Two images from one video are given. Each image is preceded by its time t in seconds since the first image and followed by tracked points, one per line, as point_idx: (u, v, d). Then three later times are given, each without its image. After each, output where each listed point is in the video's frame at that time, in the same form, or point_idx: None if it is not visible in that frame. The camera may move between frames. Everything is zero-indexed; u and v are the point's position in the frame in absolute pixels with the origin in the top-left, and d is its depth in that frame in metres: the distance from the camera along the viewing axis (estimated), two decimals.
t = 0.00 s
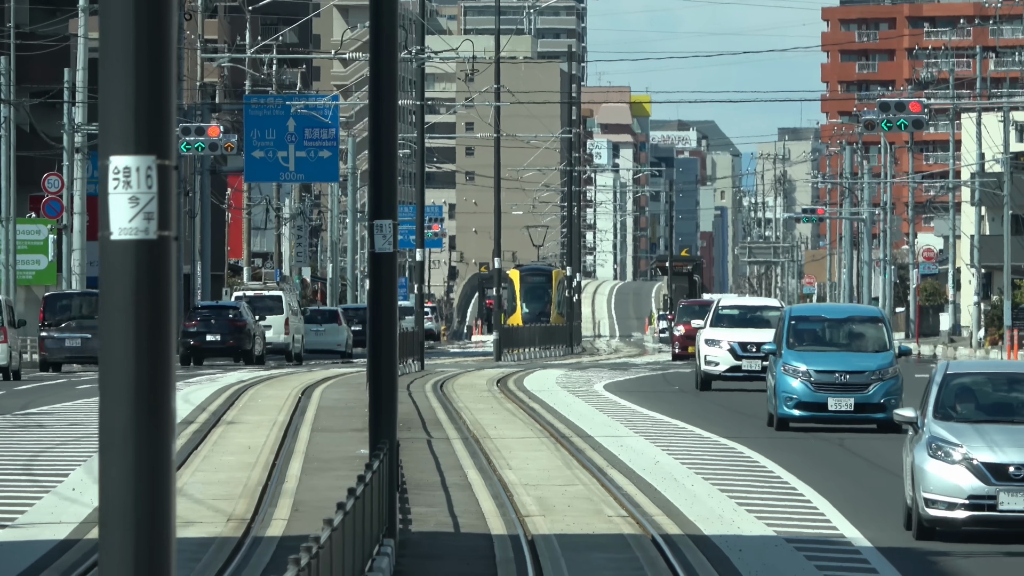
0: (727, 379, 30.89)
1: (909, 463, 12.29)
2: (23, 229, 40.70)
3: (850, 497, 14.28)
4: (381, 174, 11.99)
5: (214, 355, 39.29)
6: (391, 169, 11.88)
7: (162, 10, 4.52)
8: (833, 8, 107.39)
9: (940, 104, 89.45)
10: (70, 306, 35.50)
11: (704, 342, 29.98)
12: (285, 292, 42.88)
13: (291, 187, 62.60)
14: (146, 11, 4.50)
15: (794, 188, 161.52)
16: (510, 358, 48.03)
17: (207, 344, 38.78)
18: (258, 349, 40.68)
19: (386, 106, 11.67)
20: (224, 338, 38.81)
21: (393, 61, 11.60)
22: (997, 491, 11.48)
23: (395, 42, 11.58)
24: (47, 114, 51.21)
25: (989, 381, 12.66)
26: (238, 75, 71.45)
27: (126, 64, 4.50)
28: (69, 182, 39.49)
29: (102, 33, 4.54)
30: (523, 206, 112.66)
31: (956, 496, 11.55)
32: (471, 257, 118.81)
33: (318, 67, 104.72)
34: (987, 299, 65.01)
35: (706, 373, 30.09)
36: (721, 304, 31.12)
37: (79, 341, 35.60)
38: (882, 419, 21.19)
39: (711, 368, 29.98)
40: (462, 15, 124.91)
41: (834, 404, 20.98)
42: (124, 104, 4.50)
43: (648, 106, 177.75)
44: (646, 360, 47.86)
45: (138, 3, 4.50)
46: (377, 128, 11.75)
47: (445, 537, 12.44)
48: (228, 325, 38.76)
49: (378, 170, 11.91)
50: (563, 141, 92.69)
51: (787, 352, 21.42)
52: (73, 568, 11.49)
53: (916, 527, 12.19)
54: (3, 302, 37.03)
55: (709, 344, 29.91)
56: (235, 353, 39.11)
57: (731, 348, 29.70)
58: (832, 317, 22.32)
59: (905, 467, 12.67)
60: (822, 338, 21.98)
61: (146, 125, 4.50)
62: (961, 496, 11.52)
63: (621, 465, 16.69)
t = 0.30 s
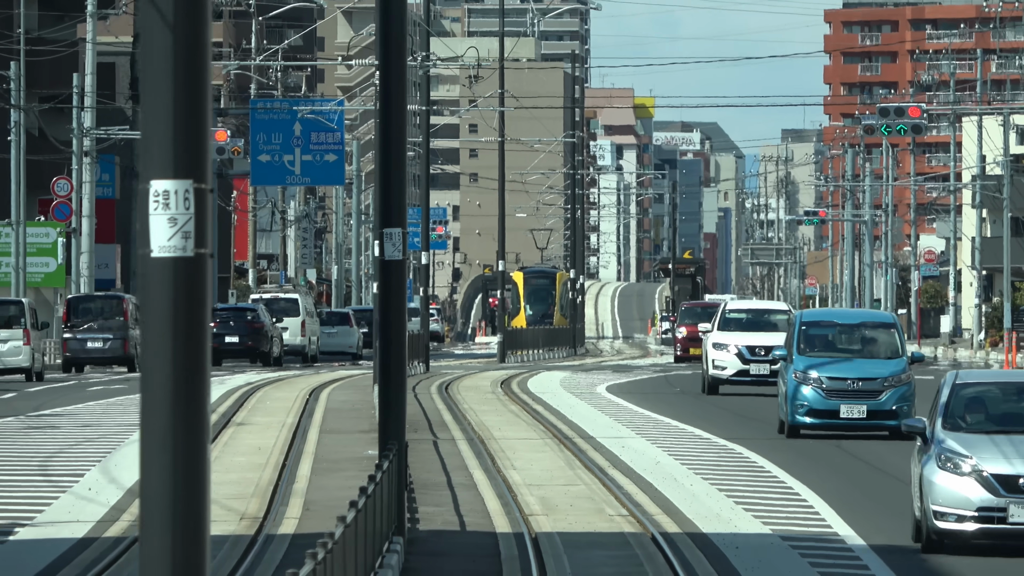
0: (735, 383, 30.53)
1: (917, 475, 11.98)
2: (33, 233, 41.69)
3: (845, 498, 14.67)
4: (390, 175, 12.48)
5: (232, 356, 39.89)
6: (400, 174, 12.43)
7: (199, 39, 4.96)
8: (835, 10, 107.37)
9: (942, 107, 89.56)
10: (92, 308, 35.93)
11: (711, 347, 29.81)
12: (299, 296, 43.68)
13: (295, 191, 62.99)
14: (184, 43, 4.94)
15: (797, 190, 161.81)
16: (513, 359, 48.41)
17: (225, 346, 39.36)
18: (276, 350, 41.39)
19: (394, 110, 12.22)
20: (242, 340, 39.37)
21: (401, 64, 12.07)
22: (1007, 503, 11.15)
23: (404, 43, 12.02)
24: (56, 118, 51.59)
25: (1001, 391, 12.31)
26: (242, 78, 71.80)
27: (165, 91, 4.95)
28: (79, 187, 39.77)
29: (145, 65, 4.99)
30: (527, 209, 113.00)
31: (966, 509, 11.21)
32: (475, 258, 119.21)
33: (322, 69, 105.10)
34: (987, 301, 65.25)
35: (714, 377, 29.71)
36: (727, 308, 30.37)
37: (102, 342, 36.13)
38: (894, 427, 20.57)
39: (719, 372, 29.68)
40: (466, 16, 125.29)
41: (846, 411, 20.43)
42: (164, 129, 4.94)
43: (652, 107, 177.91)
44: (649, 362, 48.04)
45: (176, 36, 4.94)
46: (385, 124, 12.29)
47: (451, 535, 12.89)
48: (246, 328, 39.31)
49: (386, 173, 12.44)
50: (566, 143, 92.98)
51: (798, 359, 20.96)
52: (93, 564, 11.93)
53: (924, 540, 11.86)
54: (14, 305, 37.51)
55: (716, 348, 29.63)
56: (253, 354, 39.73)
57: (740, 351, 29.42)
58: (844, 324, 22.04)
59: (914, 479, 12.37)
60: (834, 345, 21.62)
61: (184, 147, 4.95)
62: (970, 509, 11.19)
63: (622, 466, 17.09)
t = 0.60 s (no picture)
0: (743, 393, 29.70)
1: (925, 490, 11.64)
2: (39, 240, 42.33)
3: (839, 502, 15.08)
4: (398, 183, 12.95)
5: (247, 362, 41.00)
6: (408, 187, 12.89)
7: (230, 71, 5.36)
8: (836, 18, 107.62)
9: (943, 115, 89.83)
10: (111, 316, 37.60)
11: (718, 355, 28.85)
12: (314, 303, 44.67)
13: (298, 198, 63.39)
14: (216, 78, 5.34)
15: (798, 196, 162.20)
16: (516, 365, 48.88)
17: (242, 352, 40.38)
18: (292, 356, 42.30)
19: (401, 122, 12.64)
20: (258, 346, 40.32)
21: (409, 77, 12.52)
22: (1016, 519, 10.83)
23: (411, 53, 12.50)
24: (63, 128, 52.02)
25: (1010, 407, 12.00)
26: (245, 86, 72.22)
27: (198, 122, 5.35)
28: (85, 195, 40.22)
29: (179, 98, 5.40)
30: (528, 216, 113.43)
31: (974, 525, 10.88)
32: (477, 265, 119.67)
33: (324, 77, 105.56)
34: (986, 307, 65.56)
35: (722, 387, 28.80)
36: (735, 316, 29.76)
37: (121, 349, 37.70)
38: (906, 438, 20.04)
39: (727, 381, 28.81)
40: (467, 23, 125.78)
41: (857, 423, 19.90)
42: (197, 154, 5.34)
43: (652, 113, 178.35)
44: (649, 368, 48.32)
45: (208, 71, 5.34)
46: (393, 131, 12.67)
47: (457, 537, 13.32)
48: (262, 334, 40.19)
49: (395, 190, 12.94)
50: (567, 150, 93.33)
51: (807, 369, 20.38)
52: (114, 565, 12.38)
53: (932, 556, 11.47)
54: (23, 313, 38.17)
55: (724, 357, 28.91)
56: (268, 361, 40.70)
57: (747, 360, 28.69)
58: (854, 332, 21.34)
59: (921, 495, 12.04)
60: (844, 354, 20.99)
61: (215, 176, 5.35)
62: (978, 526, 10.85)
63: (623, 471, 17.51)
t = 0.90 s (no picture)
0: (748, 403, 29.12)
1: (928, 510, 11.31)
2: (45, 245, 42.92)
3: (831, 507, 15.44)
4: (404, 192, 13.41)
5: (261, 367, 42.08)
6: (413, 198, 13.37)
7: (254, 104, 5.79)
8: (835, 26, 107.84)
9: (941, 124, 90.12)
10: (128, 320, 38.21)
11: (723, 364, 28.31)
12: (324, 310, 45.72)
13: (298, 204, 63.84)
14: (242, 106, 5.77)
15: (797, 203, 162.52)
16: (515, 372, 49.34)
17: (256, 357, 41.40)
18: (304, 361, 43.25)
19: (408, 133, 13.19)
20: (271, 351, 41.23)
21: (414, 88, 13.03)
22: (1021, 540, 10.49)
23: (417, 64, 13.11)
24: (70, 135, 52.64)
25: (1014, 424, 11.77)
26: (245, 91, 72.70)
27: (224, 146, 5.78)
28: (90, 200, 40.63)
29: (207, 124, 5.83)
30: (528, 223, 113.87)
31: (978, 545, 10.53)
32: (477, 271, 120.19)
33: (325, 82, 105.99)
34: (982, 315, 65.98)
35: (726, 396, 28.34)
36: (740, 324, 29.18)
37: (136, 352, 38.58)
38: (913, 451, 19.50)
39: (731, 391, 28.29)
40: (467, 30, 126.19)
41: (863, 435, 19.42)
42: (224, 178, 5.77)
43: (652, 119, 178.81)
44: (646, 375, 48.65)
45: (234, 101, 5.78)
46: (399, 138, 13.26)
47: (459, 539, 13.73)
48: (274, 339, 41.02)
49: (401, 208, 13.39)
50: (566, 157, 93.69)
51: (814, 381, 19.94)
52: (125, 563, 12.81)
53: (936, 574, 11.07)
54: (27, 319, 38.56)
55: (728, 367, 28.20)
56: (280, 364, 41.59)
57: (752, 370, 27.94)
58: (862, 345, 20.92)
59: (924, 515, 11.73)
60: (851, 367, 20.55)
61: (242, 198, 5.76)
62: (983, 546, 10.50)
63: (619, 475, 17.91)
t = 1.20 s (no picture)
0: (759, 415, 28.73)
1: (935, 531, 10.95)
2: (51, 256, 43.53)
3: (826, 513, 15.79)
4: (409, 205, 14.01)
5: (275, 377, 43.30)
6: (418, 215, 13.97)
7: (276, 133, 6.21)
8: (834, 34, 107.90)
9: (940, 133, 90.32)
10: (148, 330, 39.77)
11: (731, 376, 28.00)
12: (337, 321, 46.62)
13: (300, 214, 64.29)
14: (265, 137, 6.18)
15: (798, 210, 162.86)
16: (517, 380, 49.69)
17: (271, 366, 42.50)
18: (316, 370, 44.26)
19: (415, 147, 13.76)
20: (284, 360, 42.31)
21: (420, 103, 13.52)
22: None
23: (421, 83, 13.66)
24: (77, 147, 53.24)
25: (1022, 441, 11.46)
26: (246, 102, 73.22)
27: (248, 171, 6.19)
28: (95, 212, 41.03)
29: (234, 152, 6.24)
30: (529, 232, 114.35)
31: (985, 566, 10.13)
32: (478, 278, 120.79)
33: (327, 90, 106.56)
34: (980, 324, 66.26)
35: (734, 407, 28.03)
36: (748, 335, 29.12)
37: (154, 361, 39.95)
38: (925, 466, 18.75)
39: (740, 402, 27.98)
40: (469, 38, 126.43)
41: (874, 450, 18.70)
42: (248, 203, 6.17)
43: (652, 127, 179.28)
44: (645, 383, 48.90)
45: (257, 132, 6.19)
46: (405, 151, 13.84)
47: (463, 545, 14.11)
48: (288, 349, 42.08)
49: (406, 221, 14.07)
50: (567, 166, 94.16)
51: (823, 395, 19.21)
52: (138, 567, 13.22)
53: None
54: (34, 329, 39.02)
55: (737, 378, 27.96)
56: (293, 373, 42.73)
57: (761, 381, 27.67)
58: (873, 357, 20.15)
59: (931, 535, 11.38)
60: (862, 379, 19.78)
61: (265, 219, 6.17)
62: (991, 567, 10.10)
63: (619, 483, 18.29)
